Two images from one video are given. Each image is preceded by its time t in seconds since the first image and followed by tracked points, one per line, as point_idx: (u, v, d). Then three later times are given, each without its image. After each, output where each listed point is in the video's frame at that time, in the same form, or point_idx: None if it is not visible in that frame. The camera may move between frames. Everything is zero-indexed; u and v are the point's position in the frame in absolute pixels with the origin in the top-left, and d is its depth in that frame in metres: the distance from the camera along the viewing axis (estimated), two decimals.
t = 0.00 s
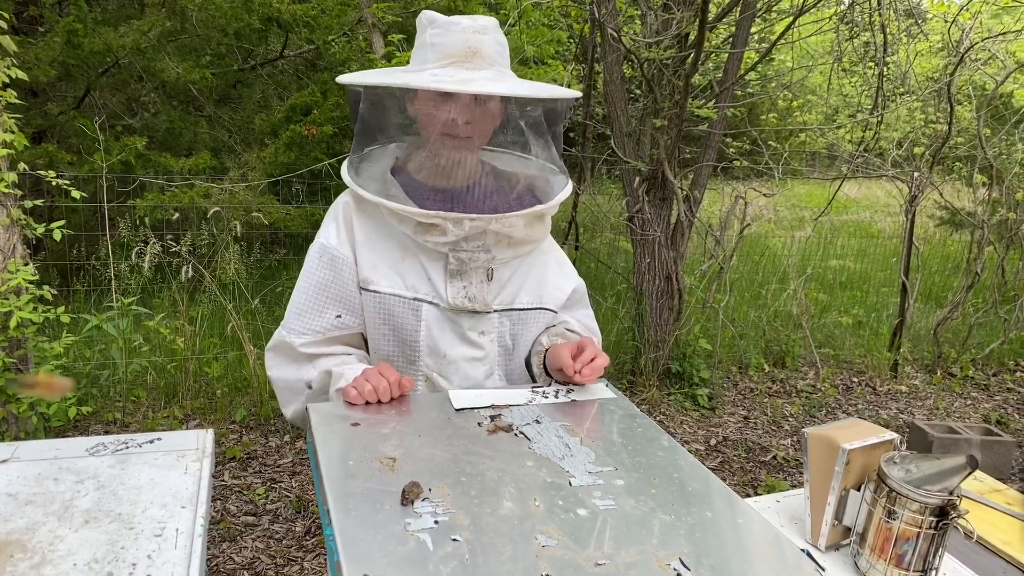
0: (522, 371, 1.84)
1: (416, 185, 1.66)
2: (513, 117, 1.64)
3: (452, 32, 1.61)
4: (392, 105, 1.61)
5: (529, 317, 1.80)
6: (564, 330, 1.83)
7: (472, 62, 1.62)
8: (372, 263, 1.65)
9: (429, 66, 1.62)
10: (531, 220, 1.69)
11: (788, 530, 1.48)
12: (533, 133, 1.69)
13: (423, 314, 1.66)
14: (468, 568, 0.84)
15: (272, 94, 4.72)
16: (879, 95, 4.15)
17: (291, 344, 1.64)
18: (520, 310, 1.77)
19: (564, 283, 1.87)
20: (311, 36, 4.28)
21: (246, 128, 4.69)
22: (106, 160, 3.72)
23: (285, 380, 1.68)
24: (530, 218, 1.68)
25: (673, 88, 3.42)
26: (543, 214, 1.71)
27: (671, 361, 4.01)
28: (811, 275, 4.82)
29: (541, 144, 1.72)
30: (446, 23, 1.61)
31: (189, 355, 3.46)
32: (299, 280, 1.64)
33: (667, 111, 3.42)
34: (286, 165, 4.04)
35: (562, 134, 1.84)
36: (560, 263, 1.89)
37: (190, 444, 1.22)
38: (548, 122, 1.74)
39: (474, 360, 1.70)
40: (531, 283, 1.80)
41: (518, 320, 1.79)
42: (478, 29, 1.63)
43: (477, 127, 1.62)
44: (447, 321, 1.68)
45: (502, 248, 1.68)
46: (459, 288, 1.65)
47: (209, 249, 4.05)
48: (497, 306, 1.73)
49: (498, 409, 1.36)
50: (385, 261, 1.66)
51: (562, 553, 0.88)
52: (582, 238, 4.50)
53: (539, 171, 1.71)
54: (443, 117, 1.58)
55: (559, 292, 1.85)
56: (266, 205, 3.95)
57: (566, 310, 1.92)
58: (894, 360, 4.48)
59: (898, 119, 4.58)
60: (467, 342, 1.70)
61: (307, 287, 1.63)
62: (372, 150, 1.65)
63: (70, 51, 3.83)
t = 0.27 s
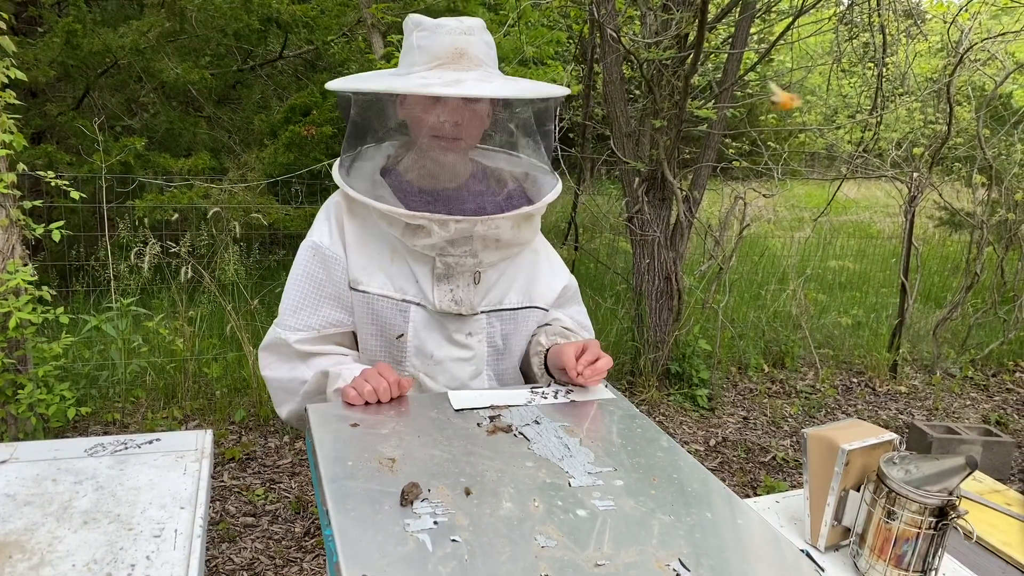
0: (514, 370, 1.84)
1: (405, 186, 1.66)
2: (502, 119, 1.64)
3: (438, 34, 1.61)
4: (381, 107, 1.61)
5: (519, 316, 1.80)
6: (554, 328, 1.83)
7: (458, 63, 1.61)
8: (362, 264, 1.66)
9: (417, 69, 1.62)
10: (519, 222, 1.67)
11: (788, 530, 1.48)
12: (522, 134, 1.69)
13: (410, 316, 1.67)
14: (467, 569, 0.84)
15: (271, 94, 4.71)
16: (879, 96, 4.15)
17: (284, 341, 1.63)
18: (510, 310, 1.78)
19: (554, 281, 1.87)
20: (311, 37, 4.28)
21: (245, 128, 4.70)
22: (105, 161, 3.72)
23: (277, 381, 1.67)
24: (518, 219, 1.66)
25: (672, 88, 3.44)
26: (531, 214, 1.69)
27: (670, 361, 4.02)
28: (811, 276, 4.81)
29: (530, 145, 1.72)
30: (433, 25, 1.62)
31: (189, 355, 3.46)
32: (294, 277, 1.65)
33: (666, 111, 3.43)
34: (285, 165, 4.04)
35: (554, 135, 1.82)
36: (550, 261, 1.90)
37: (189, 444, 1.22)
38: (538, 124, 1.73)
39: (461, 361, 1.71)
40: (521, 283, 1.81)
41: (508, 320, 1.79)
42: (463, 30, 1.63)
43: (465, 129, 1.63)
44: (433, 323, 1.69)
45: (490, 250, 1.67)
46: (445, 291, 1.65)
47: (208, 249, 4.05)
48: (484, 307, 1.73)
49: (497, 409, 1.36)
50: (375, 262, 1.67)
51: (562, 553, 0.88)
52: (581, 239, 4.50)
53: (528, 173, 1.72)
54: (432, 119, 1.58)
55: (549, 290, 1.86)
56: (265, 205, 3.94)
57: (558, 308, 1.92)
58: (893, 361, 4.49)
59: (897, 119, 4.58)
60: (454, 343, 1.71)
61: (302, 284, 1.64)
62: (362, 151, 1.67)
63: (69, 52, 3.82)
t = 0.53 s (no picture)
0: (509, 368, 1.84)
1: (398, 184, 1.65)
2: (499, 119, 1.64)
3: (434, 33, 1.61)
4: (377, 103, 1.61)
5: (512, 314, 1.81)
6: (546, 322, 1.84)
7: (454, 61, 1.61)
8: (353, 264, 1.67)
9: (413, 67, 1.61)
10: (512, 223, 1.69)
11: (789, 530, 1.48)
12: (517, 134, 1.69)
13: (401, 316, 1.68)
14: (467, 569, 0.84)
15: (271, 94, 4.71)
16: (878, 96, 4.15)
17: (277, 341, 1.61)
18: (502, 307, 1.79)
19: (544, 275, 1.87)
20: (310, 36, 4.28)
21: (245, 128, 4.70)
22: (104, 161, 3.72)
23: (269, 380, 1.66)
24: (511, 218, 1.67)
25: (672, 88, 3.44)
26: (522, 214, 1.71)
27: (670, 361, 4.02)
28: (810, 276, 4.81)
29: (525, 144, 1.72)
30: (428, 23, 1.61)
31: (189, 355, 3.45)
32: (283, 276, 1.63)
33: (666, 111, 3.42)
34: (285, 165, 4.02)
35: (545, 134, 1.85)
36: (540, 257, 1.91)
37: (189, 445, 1.21)
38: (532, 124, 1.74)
39: (453, 359, 1.72)
40: (511, 280, 1.82)
41: (501, 318, 1.80)
42: (458, 29, 1.63)
43: (462, 127, 1.62)
44: (424, 324, 1.71)
45: (482, 254, 1.68)
46: (437, 293, 1.66)
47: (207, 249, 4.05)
48: (475, 306, 1.74)
49: (497, 409, 1.36)
50: (366, 262, 1.68)
51: (562, 553, 0.88)
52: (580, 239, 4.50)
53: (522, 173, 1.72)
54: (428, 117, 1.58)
55: (539, 285, 1.85)
56: (264, 205, 3.93)
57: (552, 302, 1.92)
58: (893, 360, 4.49)
59: (897, 119, 4.58)
60: (445, 343, 1.72)
61: (292, 283, 1.62)
62: (355, 148, 1.66)
63: (69, 52, 3.82)
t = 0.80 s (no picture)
0: (515, 371, 1.84)
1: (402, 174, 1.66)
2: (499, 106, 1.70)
3: (438, 28, 1.63)
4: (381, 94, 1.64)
5: (520, 316, 1.81)
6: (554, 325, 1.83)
7: (459, 54, 1.62)
8: (357, 263, 1.69)
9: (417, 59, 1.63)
10: (516, 218, 1.67)
11: (788, 529, 1.48)
12: (519, 121, 1.72)
13: (405, 315, 1.69)
14: (467, 567, 0.84)
15: (270, 94, 4.71)
16: (878, 96, 4.15)
17: (279, 339, 1.64)
18: (509, 310, 1.79)
19: (554, 279, 1.88)
20: (310, 36, 4.27)
21: (245, 128, 4.70)
22: (104, 161, 3.72)
23: (274, 379, 1.68)
24: (515, 214, 1.65)
25: (672, 88, 3.44)
26: (527, 212, 1.69)
27: (670, 361, 4.02)
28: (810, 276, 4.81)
29: (529, 133, 1.73)
30: (432, 20, 1.64)
31: (189, 355, 3.45)
32: (287, 275, 1.66)
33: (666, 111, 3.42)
34: (285, 165, 4.01)
35: (552, 130, 1.85)
36: (550, 261, 1.91)
37: (189, 444, 1.22)
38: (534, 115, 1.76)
39: (457, 361, 1.73)
40: (520, 283, 1.81)
41: (509, 319, 1.80)
42: (463, 24, 1.65)
43: (463, 114, 1.67)
44: (429, 324, 1.71)
45: (486, 252, 1.67)
46: (441, 291, 1.66)
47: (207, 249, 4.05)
48: (482, 308, 1.75)
49: (498, 408, 1.36)
50: (370, 261, 1.70)
51: (561, 552, 0.88)
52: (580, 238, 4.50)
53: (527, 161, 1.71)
54: (432, 103, 1.62)
55: (549, 289, 1.86)
56: (264, 205, 3.92)
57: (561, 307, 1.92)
58: (893, 360, 4.50)
59: (897, 119, 4.57)
60: (450, 344, 1.73)
61: (296, 282, 1.65)
62: (359, 141, 1.67)
63: (69, 52, 3.82)
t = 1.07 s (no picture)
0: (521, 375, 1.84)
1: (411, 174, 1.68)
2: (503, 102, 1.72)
3: (441, 30, 1.66)
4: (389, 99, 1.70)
5: (527, 322, 1.82)
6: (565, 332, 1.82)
7: (461, 53, 1.64)
8: (366, 266, 1.71)
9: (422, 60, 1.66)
10: (524, 217, 1.66)
11: (786, 529, 1.49)
12: (525, 117, 1.74)
13: (414, 318, 1.72)
14: (465, 567, 0.84)
15: (269, 95, 4.72)
16: (877, 97, 4.15)
17: (290, 343, 1.68)
18: (517, 315, 1.80)
19: (564, 288, 1.88)
20: (310, 37, 4.28)
21: (244, 128, 4.71)
22: (104, 161, 3.72)
23: (287, 381, 1.72)
24: (523, 211, 1.64)
25: (671, 88, 3.46)
26: (538, 212, 1.68)
27: (669, 361, 4.02)
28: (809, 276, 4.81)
29: (534, 129, 1.75)
30: (435, 25, 1.68)
31: (188, 356, 3.45)
32: (298, 280, 1.71)
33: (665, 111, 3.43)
34: (285, 166, 3.99)
35: (560, 129, 1.86)
36: (562, 269, 1.91)
37: (189, 444, 1.22)
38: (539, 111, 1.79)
39: (465, 365, 1.74)
40: (529, 288, 1.82)
41: (516, 325, 1.81)
42: (466, 27, 1.69)
43: (469, 112, 1.69)
44: (438, 326, 1.73)
45: (495, 253, 1.66)
46: (449, 293, 1.67)
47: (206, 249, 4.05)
48: (490, 311, 1.76)
49: (496, 409, 1.37)
50: (379, 265, 1.72)
51: (559, 552, 0.89)
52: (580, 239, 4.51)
53: (534, 156, 1.72)
54: (438, 100, 1.66)
55: (558, 298, 1.86)
56: (264, 206, 3.91)
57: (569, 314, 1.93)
58: (892, 360, 4.51)
59: (896, 119, 4.57)
60: (458, 348, 1.74)
61: (307, 287, 1.70)
62: (369, 143, 1.70)
63: (68, 53, 3.82)
